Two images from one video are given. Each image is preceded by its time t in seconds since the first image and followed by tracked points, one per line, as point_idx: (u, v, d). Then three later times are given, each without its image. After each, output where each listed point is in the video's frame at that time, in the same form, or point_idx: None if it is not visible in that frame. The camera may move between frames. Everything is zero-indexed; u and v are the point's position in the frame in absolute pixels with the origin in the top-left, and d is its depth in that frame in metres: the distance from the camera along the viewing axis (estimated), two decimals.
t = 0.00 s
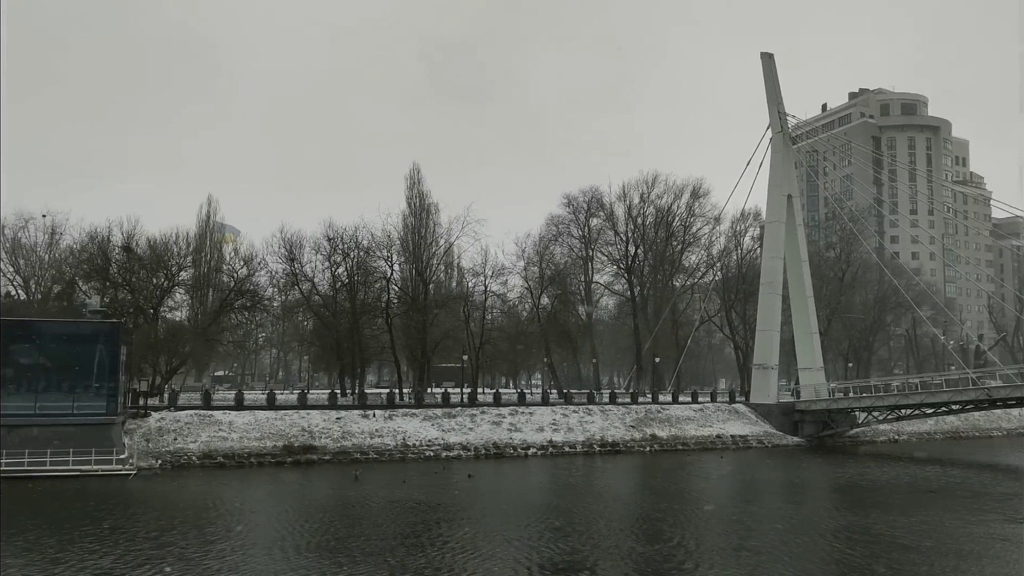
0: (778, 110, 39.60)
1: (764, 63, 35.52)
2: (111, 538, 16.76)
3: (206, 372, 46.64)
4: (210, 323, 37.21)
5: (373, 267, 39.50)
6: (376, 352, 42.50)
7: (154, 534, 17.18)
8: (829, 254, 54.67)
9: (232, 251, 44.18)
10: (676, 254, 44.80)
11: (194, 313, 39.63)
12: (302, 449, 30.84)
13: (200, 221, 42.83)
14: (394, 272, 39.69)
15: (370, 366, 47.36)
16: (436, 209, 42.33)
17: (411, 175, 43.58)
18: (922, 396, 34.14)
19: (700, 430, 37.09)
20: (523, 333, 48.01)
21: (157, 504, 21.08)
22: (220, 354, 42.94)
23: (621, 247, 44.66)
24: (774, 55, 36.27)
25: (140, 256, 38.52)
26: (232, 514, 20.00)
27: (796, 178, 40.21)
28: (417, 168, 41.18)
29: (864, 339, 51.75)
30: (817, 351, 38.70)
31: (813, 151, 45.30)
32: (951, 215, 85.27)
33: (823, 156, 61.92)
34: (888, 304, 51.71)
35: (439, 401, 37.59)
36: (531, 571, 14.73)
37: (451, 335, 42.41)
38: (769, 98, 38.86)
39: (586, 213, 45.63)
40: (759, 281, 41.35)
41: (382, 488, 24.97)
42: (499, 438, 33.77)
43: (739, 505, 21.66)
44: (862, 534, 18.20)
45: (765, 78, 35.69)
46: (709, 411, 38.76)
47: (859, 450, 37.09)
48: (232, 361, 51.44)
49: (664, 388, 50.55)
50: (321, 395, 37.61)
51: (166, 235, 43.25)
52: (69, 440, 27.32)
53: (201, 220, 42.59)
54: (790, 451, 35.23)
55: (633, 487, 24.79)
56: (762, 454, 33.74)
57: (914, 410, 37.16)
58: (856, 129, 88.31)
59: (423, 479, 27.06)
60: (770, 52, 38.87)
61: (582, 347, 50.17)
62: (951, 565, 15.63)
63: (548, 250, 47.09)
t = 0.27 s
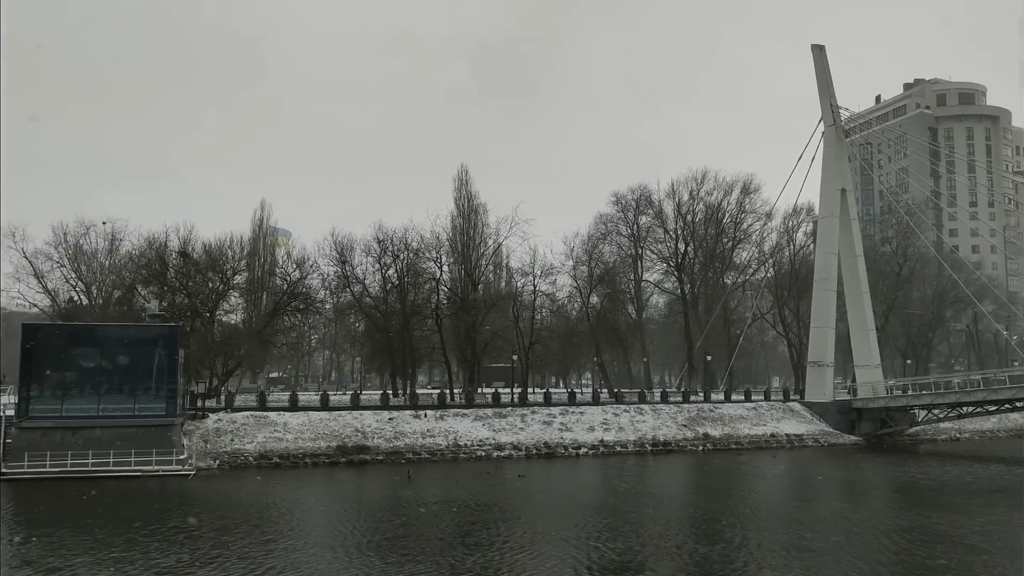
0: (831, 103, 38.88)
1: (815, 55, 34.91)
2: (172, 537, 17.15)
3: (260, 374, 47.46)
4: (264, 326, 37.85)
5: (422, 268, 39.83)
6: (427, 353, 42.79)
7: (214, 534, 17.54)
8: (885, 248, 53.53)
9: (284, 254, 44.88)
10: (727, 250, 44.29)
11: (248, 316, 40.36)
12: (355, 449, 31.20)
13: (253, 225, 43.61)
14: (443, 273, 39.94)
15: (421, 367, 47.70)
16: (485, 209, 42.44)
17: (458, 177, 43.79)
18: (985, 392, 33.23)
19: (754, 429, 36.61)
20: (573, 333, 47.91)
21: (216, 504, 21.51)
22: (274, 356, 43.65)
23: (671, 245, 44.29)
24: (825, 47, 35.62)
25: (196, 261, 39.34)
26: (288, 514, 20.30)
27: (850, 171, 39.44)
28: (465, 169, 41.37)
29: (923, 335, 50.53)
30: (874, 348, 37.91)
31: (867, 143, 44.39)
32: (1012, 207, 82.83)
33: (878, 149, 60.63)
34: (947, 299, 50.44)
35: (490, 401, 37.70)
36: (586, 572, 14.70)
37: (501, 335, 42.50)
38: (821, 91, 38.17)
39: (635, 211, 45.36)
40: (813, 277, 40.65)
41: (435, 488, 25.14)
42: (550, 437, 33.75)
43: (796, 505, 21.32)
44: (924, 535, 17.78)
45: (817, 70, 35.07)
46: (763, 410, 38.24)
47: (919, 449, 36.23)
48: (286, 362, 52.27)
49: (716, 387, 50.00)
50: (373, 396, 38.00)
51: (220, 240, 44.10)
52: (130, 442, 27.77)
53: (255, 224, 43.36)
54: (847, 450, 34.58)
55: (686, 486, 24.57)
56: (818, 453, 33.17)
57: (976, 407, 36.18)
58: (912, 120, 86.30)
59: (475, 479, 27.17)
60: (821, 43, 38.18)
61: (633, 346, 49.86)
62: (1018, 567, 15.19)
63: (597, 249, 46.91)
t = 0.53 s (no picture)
0: (878, 95, 38.19)
1: (862, 47, 34.31)
2: (224, 536, 17.45)
3: (308, 375, 48.07)
4: (311, 327, 38.35)
5: (465, 268, 40.12)
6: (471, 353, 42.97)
7: (265, 533, 17.80)
8: (936, 242, 52.40)
9: (330, 256, 45.42)
10: (773, 247, 43.76)
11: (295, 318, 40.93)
12: (401, 449, 31.45)
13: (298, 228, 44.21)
14: (486, 273, 40.10)
15: (465, 368, 47.88)
16: (527, 209, 42.45)
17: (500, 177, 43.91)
18: None
19: (802, 428, 36.12)
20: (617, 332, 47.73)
21: (266, 503, 21.83)
22: (320, 357, 44.19)
23: (715, 242, 43.88)
24: (872, 39, 35.00)
25: (244, 264, 39.99)
26: (337, 513, 20.52)
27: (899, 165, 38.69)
28: (507, 169, 41.45)
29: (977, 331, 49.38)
30: (926, 345, 37.14)
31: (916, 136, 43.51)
32: None
33: (927, 141, 59.38)
34: (1001, 294, 49.19)
35: (534, 400, 37.71)
36: (634, 572, 14.63)
37: (544, 334, 42.50)
38: (868, 83, 37.50)
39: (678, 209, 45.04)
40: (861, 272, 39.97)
41: (481, 487, 25.23)
42: (595, 437, 33.66)
43: (846, 505, 20.98)
44: (981, 536, 17.37)
45: (863, 62, 34.47)
46: (811, 408, 37.72)
47: (974, 447, 35.41)
48: (332, 364, 52.88)
49: (763, 386, 49.42)
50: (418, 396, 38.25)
51: (267, 243, 44.77)
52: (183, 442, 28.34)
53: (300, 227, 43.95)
54: (899, 449, 33.92)
55: (733, 486, 24.32)
56: (869, 452, 32.61)
57: None
58: (962, 112, 84.44)
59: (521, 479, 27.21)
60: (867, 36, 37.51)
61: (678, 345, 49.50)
62: None
63: (641, 247, 46.69)
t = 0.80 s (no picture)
0: (931, 87, 37.31)
1: (913, 37, 33.56)
2: (277, 535, 17.71)
3: (357, 376, 48.65)
4: (359, 328, 38.80)
5: (510, 269, 40.45)
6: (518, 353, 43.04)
7: (316, 532, 18.02)
8: (994, 236, 51.01)
9: (377, 258, 45.85)
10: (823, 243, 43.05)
11: (343, 319, 41.42)
12: (449, 449, 31.61)
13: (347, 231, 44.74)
14: (532, 273, 40.20)
15: (511, 367, 47.99)
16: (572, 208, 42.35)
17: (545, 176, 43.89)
18: None
19: (855, 427, 35.47)
20: (664, 330, 47.45)
21: (316, 503, 22.08)
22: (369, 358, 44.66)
23: (763, 239, 43.34)
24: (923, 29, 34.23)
25: (293, 267, 40.60)
26: (386, 513, 20.70)
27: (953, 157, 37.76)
28: (551, 169, 41.42)
29: None
30: (983, 341, 36.21)
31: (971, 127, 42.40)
32: None
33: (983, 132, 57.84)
34: None
35: (581, 400, 37.63)
36: (684, 572, 14.52)
37: (591, 333, 42.38)
38: (920, 75, 36.67)
39: (725, 206, 44.62)
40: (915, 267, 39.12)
41: (530, 487, 25.27)
42: (643, 436, 33.47)
43: (902, 505, 20.54)
44: None
45: (915, 53, 33.72)
46: (864, 406, 37.03)
47: None
48: (381, 365, 53.43)
49: (815, 384, 48.66)
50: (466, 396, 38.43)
51: (316, 246, 45.38)
52: (235, 443, 28.82)
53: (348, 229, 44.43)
54: (957, 447, 33.11)
55: (785, 485, 23.99)
56: (925, 451, 31.90)
57: None
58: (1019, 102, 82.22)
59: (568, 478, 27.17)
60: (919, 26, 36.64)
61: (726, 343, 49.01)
62: None
63: (687, 245, 46.38)
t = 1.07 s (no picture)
0: (991, 76, 36.29)
1: (972, 25, 32.67)
2: (334, 533, 18.00)
3: (409, 377, 49.10)
4: (411, 329, 39.17)
5: (560, 268, 40.39)
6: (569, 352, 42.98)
7: (373, 531, 18.27)
8: None
9: (428, 259, 46.18)
10: (879, 237, 42.20)
11: (395, 320, 41.84)
12: (502, 448, 31.74)
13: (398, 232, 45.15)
14: (582, 272, 40.12)
15: (562, 367, 47.95)
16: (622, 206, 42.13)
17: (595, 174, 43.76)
18: None
19: (915, 425, 34.72)
20: (716, 328, 46.99)
21: (372, 502, 22.38)
22: (421, 359, 45.02)
23: (818, 234, 42.64)
24: (983, 17, 33.29)
25: (345, 269, 41.15)
26: (441, 512, 20.90)
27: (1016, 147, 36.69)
28: (601, 167, 41.28)
29: None
30: None
31: None
32: None
33: None
34: None
35: (633, 399, 37.46)
36: (742, 573, 14.40)
37: (642, 332, 42.14)
38: (980, 64, 35.71)
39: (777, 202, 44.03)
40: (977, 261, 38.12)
41: (583, 486, 25.25)
42: (696, 435, 33.20)
43: (966, 505, 20.07)
44: None
45: (974, 41, 32.83)
46: (924, 404, 36.24)
47: None
48: (433, 365, 53.84)
49: (872, 382, 47.69)
50: (517, 396, 38.54)
51: (367, 248, 45.91)
52: (292, 443, 29.34)
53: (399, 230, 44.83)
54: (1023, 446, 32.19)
55: (843, 485, 23.61)
56: (989, 450, 31.07)
57: None
58: None
59: (622, 478, 27.10)
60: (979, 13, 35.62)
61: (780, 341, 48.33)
62: None
63: (739, 242, 45.86)
